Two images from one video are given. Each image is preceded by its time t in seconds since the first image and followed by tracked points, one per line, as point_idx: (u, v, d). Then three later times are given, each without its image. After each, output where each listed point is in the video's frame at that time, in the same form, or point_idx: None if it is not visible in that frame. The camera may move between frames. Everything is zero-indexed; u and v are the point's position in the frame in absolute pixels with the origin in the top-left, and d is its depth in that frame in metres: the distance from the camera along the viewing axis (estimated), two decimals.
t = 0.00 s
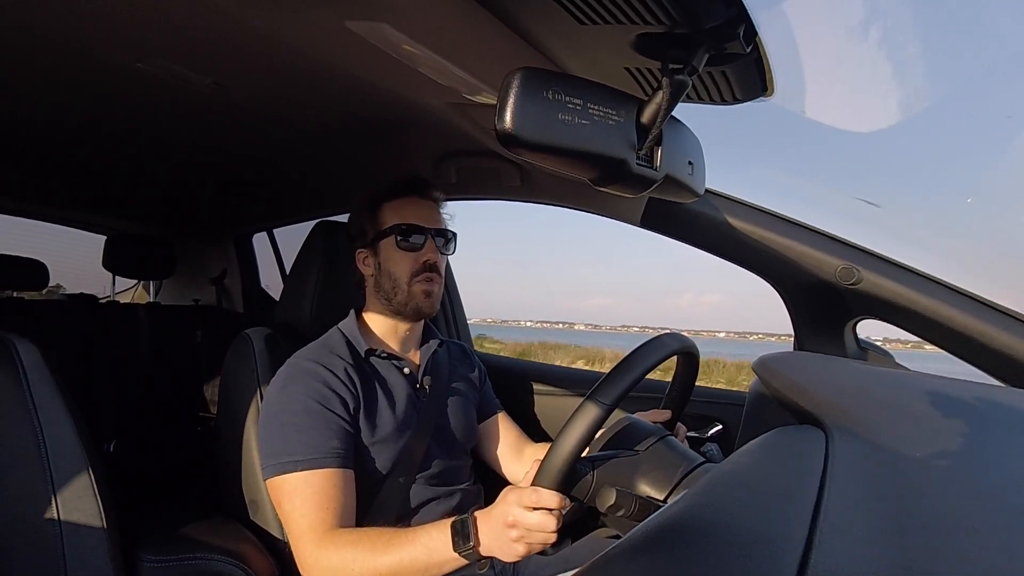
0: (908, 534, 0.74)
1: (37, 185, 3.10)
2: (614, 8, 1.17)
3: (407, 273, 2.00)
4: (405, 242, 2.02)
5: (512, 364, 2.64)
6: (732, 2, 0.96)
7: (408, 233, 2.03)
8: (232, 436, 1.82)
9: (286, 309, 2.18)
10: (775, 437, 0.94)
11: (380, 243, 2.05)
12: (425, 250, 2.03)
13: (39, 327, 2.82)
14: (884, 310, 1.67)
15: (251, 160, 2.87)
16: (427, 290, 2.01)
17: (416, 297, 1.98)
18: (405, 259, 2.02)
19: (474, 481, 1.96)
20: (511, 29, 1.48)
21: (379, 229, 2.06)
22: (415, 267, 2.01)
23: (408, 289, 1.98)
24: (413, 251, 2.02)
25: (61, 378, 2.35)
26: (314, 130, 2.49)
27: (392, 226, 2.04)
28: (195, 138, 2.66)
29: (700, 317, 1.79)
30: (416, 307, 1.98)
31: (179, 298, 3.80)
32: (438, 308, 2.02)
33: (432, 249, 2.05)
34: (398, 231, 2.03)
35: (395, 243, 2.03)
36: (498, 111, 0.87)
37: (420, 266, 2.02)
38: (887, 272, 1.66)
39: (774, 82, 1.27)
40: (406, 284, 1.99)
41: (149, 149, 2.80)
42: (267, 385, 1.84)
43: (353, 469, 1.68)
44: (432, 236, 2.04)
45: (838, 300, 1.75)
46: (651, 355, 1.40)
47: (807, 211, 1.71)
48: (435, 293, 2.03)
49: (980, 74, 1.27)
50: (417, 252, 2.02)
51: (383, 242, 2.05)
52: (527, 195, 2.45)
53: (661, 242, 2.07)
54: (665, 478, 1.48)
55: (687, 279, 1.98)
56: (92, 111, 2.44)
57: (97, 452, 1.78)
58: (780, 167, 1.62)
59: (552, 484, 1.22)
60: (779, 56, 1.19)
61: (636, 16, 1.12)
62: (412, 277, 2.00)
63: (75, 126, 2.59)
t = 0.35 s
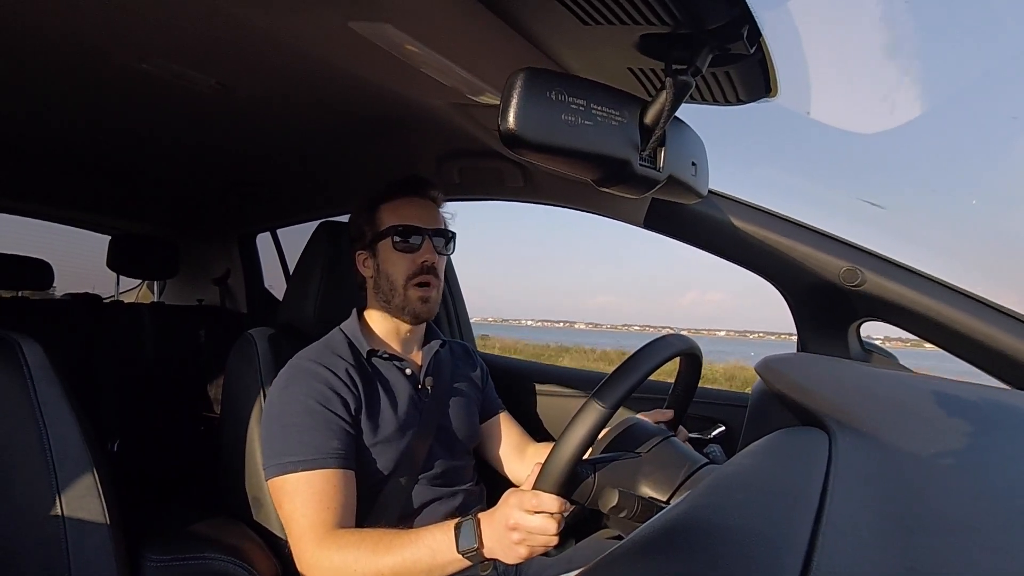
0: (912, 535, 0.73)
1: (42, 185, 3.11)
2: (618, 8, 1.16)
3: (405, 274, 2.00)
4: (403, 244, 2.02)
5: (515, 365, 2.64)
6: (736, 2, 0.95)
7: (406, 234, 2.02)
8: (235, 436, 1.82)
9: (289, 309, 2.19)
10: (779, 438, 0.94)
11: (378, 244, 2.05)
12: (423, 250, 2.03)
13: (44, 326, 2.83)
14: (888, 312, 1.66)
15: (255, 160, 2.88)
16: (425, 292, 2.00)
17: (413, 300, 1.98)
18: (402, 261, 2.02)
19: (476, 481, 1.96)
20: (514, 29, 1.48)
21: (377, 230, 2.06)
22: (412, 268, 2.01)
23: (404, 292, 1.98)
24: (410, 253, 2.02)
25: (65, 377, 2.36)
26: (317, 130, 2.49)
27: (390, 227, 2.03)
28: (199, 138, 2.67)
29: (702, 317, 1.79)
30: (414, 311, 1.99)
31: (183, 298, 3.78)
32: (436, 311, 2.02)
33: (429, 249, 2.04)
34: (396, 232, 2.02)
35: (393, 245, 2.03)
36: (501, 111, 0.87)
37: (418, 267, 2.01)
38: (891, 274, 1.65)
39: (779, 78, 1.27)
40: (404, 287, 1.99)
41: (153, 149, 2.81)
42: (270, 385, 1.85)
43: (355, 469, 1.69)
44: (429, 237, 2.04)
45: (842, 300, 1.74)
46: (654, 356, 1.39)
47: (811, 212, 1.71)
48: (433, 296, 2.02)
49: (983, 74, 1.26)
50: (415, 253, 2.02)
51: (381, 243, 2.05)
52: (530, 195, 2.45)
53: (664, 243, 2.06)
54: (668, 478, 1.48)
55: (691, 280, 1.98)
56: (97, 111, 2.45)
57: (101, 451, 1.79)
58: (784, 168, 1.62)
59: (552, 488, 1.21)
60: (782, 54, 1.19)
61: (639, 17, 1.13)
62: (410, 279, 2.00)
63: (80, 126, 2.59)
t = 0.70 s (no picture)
0: (918, 537, 0.73)
1: (48, 186, 3.12)
2: (621, 8, 1.16)
3: (406, 276, 2.00)
4: (402, 245, 2.02)
5: (518, 365, 2.64)
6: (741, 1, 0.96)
7: (404, 235, 2.02)
8: (239, 437, 1.83)
9: (293, 310, 2.19)
10: (783, 440, 0.93)
11: (377, 246, 2.05)
12: (423, 251, 2.03)
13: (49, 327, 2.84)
14: (893, 312, 1.66)
15: (259, 161, 2.88)
16: (427, 291, 2.00)
17: (417, 298, 1.98)
18: (402, 262, 2.02)
19: (480, 482, 1.96)
20: (517, 29, 1.48)
21: (376, 233, 2.06)
22: (413, 270, 2.01)
23: (407, 293, 1.98)
24: (410, 254, 2.02)
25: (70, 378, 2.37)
26: (321, 131, 2.49)
27: (389, 229, 2.03)
28: (204, 139, 2.67)
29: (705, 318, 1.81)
30: (417, 310, 1.99)
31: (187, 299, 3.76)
32: (440, 308, 2.02)
33: (429, 250, 2.04)
34: (396, 233, 2.02)
35: (392, 247, 2.03)
36: (504, 112, 0.87)
37: (418, 268, 2.01)
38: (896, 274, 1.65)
39: (783, 79, 1.30)
40: (405, 287, 1.99)
41: (158, 150, 2.81)
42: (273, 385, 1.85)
43: (357, 469, 1.69)
44: (429, 237, 2.04)
45: (847, 301, 1.73)
46: (655, 358, 1.38)
47: (816, 212, 1.70)
48: (436, 293, 2.03)
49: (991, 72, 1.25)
50: (415, 254, 2.02)
51: (380, 246, 2.05)
52: (534, 196, 2.45)
53: (667, 243, 2.06)
54: (673, 478, 1.48)
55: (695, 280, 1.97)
56: (101, 112, 2.45)
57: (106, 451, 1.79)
58: (789, 169, 1.61)
59: (551, 496, 1.20)
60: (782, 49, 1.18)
61: (643, 17, 1.12)
62: (411, 279, 2.00)
63: (84, 127, 2.60)
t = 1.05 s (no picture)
0: (924, 538, 0.73)
1: (55, 186, 3.14)
2: (626, 9, 1.16)
3: (401, 276, 2.00)
4: (396, 245, 2.02)
5: (522, 365, 2.64)
6: (744, 3, 0.96)
7: (399, 235, 2.03)
8: (244, 435, 1.83)
9: (299, 309, 2.20)
10: (787, 440, 0.93)
11: (374, 247, 2.06)
12: (418, 250, 2.03)
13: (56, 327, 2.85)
14: (898, 312, 1.65)
15: (264, 161, 2.89)
16: (422, 289, 2.00)
17: (411, 298, 1.98)
18: (397, 262, 2.02)
19: (484, 481, 1.96)
20: (521, 29, 1.48)
21: (372, 232, 2.07)
22: (407, 269, 2.01)
23: (401, 291, 1.99)
24: (405, 253, 2.02)
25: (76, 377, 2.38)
26: (325, 131, 2.50)
27: (384, 230, 2.04)
28: (210, 139, 2.68)
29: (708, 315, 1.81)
30: (412, 309, 1.99)
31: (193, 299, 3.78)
32: (437, 306, 2.02)
33: (425, 249, 2.04)
34: (390, 233, 2.03)
35: (387, 247, 2.03)
36: (509, 113, 0.87)
37: (412, 267, 2.01)
38: (901, 274, 1.64)
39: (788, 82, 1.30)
40: (400, 286, 1.99)
41: (164, 150, 2.82)
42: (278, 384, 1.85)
43: (362, 469, 1.69)
44: (423, 236, 2.04)
45: (853, 301, 1.73)
46: (660, 358, 1.38)
47: (821, 212, 1.70)
48: (432, 292, 2.02)
49: (997, 71, 1.25)
50: (410, 253, 2.02)
51: (376, 246, 2.05)
52: (538, 196, 2.44)
53: (670, 243, 2.05)
54: (676, 480, 1.47)
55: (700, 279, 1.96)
56: (108, 112, 2.46)
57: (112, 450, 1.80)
58: (792, 169, 1.61)
59: (551, 505, 1.21)
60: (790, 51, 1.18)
61: (648, 17, 1.12)
62: (406, 279, 2.00)
63: (91, 128, 2.61)
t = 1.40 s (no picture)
0: (932, 539, 0.72)
1: (62, 186, 3.15)
2: (630, 8, 1.16)
3: (411, 277, 2.00)
4: (410, 246, 2.01)
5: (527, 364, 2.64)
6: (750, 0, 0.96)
7: (414, 236, 2.02)
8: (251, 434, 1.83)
9: (305, 309, 2.21)
10: (793, 439, 0.93)
11: (388, 246, 2.06)
12: (431, 253, 2.02)
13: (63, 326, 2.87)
14: (904, 312, 1.66)
15: (270, 161, 2.89)
16: (431, 292, 1.99)
17: (419, 301, 1.97)
18: (409, 263, 2.01)
19: (491, 481, 1.96)
20: (526, 28, 1.48)
21: (387, 232, 2.07)
22: (419, 271, 2.00)
23: (410, 293, 1.98)
24: (418, 255, 2.01)
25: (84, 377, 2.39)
26: (330, 131, 2.50)
27: (398, 230, 2.04)
28: (215, 139, 2.69)
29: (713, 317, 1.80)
30: (420, 313, 1.98)
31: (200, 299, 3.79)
32: (446, 310, 2.01)
33: (438, 251, 2.03)
34: (404, 233, 2.02)
35: (400, 247, 2.03)
36: (514, 112, 0.87)
37: (424, 270, 2.00)
38: (907, 273, 1.64)
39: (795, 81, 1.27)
40: (409, 288, 1.98)
41: (170, 150, 2.83)
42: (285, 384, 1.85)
43: (370, 469, 1.69)
44: (438, 237, 2.02)
45: (859, 301, 1.73)
46: (663, 359, 1.38)
47: (826, 212, 1.69)
48: (442, 296, 2.00)
49: (1006, 69, 1.24)
50: (423, 255, 2.01)
51: (390, 245, 2.05)
52: (543, 195, 2.44)
53: (675, 242, 2.05)
54: (681, 482, 1.48)
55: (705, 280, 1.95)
56: (115, 113, 2.47)
57: (119, 449, 1.81)
58: (797, 169, 1.61)
59: (556, 504, 1.21)
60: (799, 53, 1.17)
61: (653, 16, 1.12)
62: (416, 281, 1.99)
63: (98, 129, 2.62)
